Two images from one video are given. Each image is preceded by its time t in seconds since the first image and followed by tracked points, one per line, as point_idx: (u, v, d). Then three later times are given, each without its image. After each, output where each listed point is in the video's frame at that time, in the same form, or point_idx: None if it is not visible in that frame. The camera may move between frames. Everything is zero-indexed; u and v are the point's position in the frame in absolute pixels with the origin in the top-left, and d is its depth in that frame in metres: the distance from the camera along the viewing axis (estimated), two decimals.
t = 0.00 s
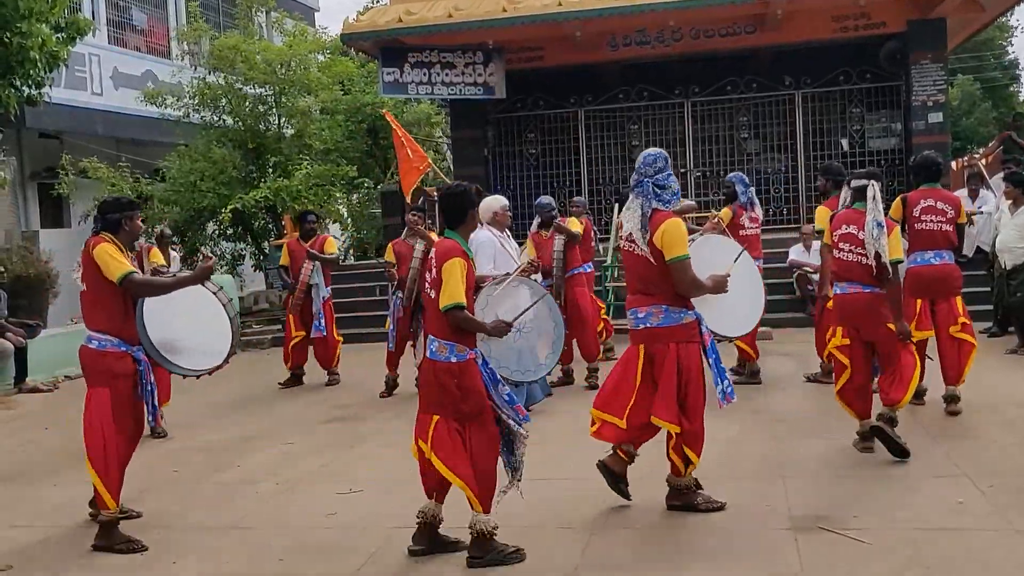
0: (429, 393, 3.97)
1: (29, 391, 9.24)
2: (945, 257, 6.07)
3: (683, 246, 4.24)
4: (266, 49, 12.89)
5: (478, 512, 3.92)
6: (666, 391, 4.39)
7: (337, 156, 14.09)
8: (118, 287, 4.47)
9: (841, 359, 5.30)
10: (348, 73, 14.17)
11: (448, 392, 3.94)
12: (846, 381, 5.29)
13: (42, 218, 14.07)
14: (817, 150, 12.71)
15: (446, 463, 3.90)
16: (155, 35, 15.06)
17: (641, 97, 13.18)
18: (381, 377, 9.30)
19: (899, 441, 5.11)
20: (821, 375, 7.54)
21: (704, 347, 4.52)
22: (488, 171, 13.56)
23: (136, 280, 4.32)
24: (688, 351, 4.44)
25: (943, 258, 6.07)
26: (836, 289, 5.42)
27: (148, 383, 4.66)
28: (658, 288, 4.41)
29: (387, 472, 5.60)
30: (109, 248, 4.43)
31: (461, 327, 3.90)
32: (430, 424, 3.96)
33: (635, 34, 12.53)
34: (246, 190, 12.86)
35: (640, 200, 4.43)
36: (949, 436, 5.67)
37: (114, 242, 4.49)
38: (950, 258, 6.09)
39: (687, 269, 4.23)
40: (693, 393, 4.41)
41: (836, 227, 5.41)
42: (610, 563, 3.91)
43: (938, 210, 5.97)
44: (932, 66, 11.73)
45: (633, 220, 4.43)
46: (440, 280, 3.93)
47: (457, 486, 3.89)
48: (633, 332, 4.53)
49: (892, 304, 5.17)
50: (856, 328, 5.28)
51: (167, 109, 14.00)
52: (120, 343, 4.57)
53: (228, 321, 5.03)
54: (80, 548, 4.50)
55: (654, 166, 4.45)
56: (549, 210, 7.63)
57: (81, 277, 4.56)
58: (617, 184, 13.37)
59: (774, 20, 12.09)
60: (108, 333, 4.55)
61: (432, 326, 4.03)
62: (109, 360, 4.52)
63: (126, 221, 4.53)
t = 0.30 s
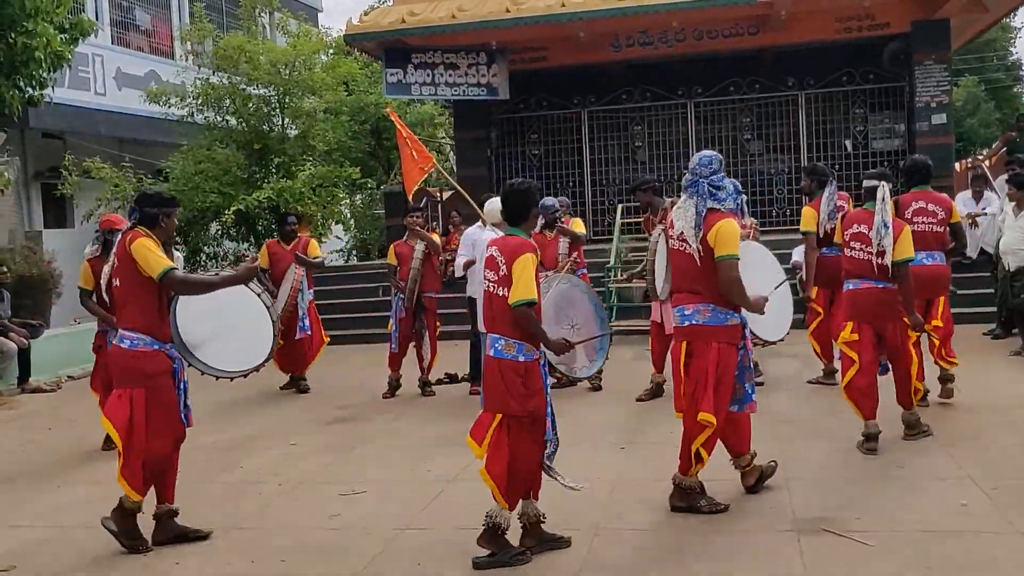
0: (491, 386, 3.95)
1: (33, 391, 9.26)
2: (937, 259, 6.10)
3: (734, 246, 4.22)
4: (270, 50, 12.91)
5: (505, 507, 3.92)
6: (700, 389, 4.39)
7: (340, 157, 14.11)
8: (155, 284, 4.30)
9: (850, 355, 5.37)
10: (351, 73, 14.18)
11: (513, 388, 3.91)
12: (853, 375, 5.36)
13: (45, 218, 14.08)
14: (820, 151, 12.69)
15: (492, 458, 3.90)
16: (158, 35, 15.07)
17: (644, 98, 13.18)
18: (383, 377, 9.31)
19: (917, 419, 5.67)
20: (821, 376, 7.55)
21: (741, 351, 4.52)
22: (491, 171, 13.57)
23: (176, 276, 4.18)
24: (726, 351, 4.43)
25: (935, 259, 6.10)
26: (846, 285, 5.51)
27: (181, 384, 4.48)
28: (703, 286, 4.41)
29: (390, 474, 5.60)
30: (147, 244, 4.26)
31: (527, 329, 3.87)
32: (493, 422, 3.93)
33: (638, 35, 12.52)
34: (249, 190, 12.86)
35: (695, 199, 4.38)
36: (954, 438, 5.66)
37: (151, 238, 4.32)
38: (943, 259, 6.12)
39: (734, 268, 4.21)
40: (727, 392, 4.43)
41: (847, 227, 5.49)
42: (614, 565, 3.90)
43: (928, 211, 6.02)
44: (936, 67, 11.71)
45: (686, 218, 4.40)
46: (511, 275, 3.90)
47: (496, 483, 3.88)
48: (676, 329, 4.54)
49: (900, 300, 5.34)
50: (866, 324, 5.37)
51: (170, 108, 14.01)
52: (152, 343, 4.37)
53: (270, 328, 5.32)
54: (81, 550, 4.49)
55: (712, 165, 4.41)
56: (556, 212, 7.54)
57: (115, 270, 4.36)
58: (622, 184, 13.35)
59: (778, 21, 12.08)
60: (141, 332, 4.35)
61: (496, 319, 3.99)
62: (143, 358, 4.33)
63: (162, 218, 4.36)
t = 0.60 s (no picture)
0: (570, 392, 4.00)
1: (37, 390, 9.27)
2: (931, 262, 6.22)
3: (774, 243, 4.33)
4: (274, 50, 12.93)
5: (632, 501, 3.99)
6: (756, 382, 4.52)
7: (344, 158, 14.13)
8: (200, 288, 4.10)
9: (869, 351, 5.58)
10: (355, 74, 14.20)
11: (594, 393, 3.97)
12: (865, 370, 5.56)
13: (49, 218, 14.10)
14: (824, 151, 12.68)
15: (602, 458, 3.96)
16: (162, 36, 15.08)
17: (648, 99, 13.18)
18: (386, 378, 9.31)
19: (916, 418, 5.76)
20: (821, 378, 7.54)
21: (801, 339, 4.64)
22: (494, 172, 13.57)
23: (221, 280, 3.97)
24: (787, 340, 4.57)
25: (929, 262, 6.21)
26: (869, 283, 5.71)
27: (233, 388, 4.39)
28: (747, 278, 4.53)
29: (393, 474, 5.61)
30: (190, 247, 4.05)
31: (590, 330, 3.89)
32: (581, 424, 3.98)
33: (642, 36, 12.52)
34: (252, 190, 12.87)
35: (735, 198, 4.49)
36: (958, 440, 5.66)
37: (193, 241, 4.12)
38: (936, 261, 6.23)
39: (775, 264, 4.30)
40: (806, 376, 4.57)
41: (871, 225, 5.70)
42: (617, 566, 3.90)
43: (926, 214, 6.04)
44: (940, 68, 11.70)
45: (725, 215, 4.51)
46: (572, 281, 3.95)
47: (605, 475, 3.95)
48: (727, 327, 4.68)
49: (921, 297, 5.58)
50: (890, 322, 5.59)
51: (174, 108, 14.03)
52: (203, 348, 4.19)
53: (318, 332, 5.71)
54: (85, 550, 4.50)
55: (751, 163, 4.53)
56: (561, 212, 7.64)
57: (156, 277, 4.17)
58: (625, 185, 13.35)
59: (781, 22, 12.08)
60: (189, 337, 4.16)
61: (562, 321, 4.06)
62: (196, 366, 4.16)
63: (203, 221, 4.14)
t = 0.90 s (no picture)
0: (634, 377, 4.04)
1: (39, 390, 9.28)
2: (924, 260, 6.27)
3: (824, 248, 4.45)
4: (277, 50, 12.94)
5: (651, 500, 4.00)
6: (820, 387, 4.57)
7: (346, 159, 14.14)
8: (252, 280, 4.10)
9: (888, 348, 5.78)
10: (357, 76, 14.21)
11: (659, 380, 4.03)
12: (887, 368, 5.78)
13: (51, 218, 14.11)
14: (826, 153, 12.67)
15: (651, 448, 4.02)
16: (164, 36, 15.10)
17: (650, 100, 13.18)
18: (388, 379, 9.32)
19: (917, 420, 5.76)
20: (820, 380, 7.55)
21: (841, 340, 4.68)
22: (496, 172, 13.58)
23: (279, 272, 3.97)
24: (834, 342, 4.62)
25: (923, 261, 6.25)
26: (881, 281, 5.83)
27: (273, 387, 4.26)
28: (792, 279, 4.60)
29: (394, 475, 5.61)
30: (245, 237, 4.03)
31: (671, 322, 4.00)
32: (640, 414, 4.03)
33: (644, 37, 12.52)
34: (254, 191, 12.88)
35: (783, 202, 4.58)
36: (960, 442, 5.65)
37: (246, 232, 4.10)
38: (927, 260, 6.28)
39: (829, 268, 4.43)
40: (852, 376, 4.62)
41: (886, 224, 5.82)
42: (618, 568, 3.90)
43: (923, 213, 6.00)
44: (942, 69, 11.70)
45: (772, 218, 4.59)
46: (652, 269, 4.03)
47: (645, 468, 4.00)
48: (768, 325, 4.71)
49: (928, 293, 5.67)
50: (899, 319, 5.74)
51: (177, 109, 14.05)
52: (245, 342, 4.16)
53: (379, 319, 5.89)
54: (86, 550, 4.50)
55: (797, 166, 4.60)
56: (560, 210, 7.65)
57: (207, 267, 4.15)
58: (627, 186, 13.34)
59: (784, 23, 12.08)
60: (235, 331, 4.12)
61: (628, 311, 4.10)
62: (241, 362, 4.11)
63: (253, 210, 4.12)
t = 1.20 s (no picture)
0: (687, 379, 4.07)
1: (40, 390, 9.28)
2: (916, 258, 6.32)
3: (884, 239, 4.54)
4: (279, 50, 12.95)
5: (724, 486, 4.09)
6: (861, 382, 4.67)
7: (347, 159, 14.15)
8: (298, 280, 4.00)
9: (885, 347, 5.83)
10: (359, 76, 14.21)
11: (713, 380, 4.05)
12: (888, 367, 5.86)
13: (53, 218, 14.11)
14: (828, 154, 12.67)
15: (710, 445, 4.05)
16: (165, 36, 15.10)
17: (652, 101, 13.17)
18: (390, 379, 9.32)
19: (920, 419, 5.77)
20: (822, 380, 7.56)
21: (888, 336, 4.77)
22: (498, 173, 13.58)
23: (326, 273, 3.87)
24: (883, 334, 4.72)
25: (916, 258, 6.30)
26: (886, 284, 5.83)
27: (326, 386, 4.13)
28: (852, 273, 4.68)
29: (397, 474, 5.61)
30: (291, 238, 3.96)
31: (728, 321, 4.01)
32: (695, 413, 4.06)
33: (647, 37, 12.52)
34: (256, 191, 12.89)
35: (847, 193, 4.59)
36: (963, 442, 5.65)
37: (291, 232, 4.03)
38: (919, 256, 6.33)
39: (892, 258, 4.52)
40: (887, 378, 4.71)
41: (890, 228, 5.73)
42: (620, 568, 3.89)
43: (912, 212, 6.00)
44: (944, 70, 11.71)
45: (837, 212, 4.62)
46: (706, 269, 4.02)
47: (708, 464, 4.02)
48: (825, 319, 4.77)
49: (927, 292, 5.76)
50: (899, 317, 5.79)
51: (179, 109, 14.06)
52: (293, 345, 4.05)
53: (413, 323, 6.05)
54: (89, 549, 4.51)
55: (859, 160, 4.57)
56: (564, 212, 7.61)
57: (253, 268, 4.06)
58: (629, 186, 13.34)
59: (786, 24, 12.07)
60: (282, 332, 4.03)
61: (682, 310, 4.10)
62: (288, 364, 4.01)
63: (298, 211, 4.07)
